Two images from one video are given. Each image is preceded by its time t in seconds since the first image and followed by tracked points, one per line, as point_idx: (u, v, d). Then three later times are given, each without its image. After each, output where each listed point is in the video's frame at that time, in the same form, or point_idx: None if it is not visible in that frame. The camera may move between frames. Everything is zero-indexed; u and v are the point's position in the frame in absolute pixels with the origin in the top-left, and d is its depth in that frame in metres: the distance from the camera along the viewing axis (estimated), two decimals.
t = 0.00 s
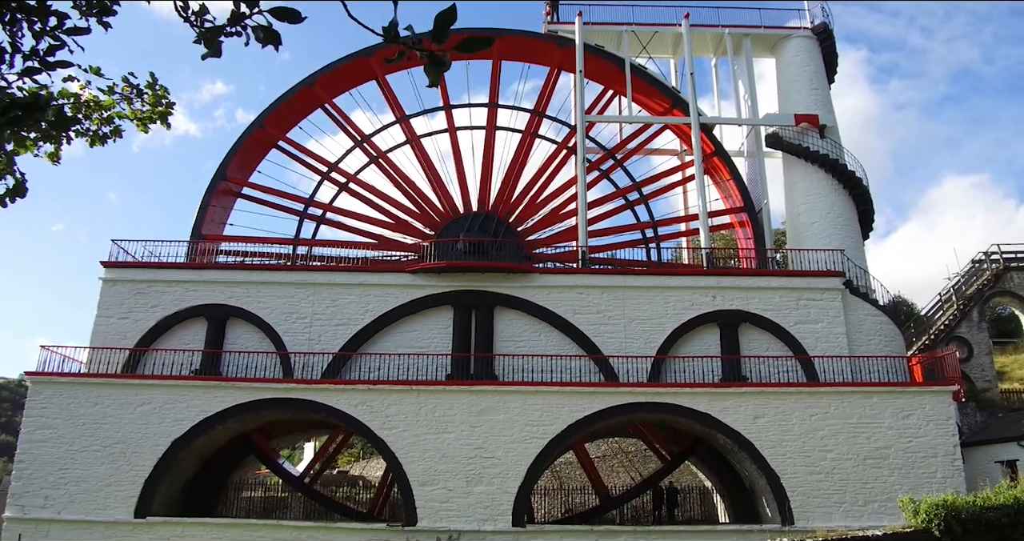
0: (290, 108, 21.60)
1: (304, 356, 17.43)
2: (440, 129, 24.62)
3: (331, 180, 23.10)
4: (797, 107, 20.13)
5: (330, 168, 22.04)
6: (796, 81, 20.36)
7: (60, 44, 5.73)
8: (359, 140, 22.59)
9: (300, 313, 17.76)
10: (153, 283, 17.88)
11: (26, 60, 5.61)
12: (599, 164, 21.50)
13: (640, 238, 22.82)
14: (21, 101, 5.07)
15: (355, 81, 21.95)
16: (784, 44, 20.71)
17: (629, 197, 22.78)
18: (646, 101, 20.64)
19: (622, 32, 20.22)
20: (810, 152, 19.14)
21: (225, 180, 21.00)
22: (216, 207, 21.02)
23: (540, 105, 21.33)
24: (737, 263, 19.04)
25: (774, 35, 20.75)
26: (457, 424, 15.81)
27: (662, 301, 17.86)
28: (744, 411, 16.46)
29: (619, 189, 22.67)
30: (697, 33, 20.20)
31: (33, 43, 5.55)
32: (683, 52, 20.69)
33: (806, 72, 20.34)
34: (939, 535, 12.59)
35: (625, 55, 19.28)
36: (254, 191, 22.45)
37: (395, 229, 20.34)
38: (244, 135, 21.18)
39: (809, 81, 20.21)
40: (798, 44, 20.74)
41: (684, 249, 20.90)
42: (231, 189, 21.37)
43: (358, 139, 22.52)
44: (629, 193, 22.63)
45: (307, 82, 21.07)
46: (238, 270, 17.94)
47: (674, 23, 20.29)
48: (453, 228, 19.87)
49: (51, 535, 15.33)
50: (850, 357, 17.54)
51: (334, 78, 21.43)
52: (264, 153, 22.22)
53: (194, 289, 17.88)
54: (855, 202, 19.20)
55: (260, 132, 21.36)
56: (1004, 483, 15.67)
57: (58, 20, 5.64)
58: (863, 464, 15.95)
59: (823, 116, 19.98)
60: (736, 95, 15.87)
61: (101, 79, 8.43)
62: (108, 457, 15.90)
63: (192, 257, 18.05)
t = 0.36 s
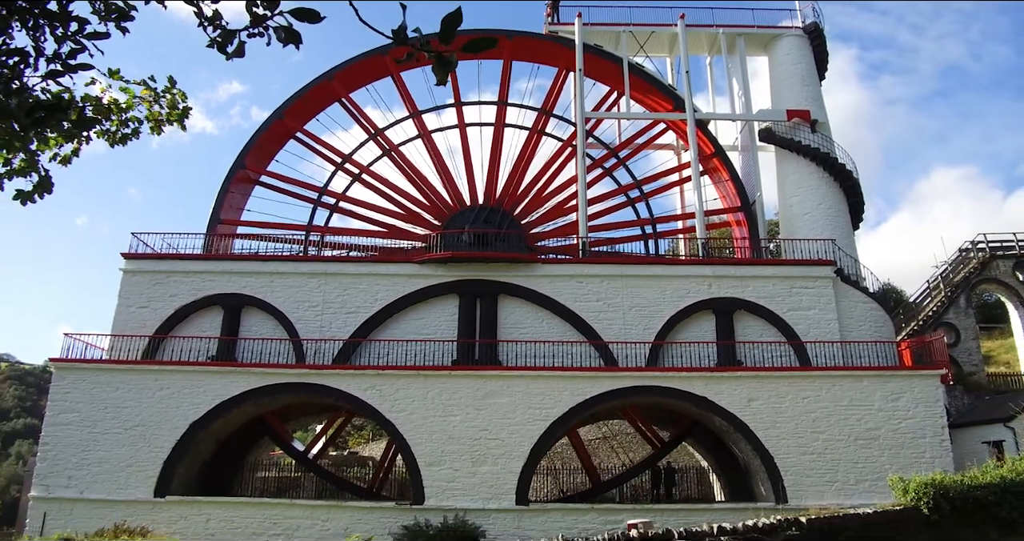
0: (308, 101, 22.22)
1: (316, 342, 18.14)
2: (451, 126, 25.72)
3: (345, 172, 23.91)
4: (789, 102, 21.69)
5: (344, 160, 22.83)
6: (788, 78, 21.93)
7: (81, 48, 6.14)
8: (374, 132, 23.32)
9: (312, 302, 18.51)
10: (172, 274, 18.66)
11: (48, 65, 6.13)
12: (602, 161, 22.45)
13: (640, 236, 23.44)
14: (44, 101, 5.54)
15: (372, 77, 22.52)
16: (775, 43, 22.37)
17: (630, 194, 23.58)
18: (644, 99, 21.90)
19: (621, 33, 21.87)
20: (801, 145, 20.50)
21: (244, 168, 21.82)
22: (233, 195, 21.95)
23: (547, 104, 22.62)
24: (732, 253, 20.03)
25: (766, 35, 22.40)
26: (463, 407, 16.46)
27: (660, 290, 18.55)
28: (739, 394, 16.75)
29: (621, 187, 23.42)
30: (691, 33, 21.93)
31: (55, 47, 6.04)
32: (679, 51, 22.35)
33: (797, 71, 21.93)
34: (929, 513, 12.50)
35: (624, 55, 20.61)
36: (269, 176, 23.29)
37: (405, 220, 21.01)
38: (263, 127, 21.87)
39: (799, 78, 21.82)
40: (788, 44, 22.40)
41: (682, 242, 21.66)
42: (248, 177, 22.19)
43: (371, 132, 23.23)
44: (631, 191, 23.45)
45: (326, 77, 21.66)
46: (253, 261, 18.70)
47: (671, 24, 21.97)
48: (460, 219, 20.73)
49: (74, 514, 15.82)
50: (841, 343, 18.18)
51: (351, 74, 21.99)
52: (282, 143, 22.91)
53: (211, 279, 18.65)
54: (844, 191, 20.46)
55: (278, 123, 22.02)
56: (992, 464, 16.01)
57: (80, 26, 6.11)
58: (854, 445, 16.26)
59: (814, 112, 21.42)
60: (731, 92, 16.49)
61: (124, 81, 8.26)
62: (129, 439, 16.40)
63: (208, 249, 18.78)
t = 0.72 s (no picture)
0: (323, 96, 22.48)
1: (322, 339, 18.42)
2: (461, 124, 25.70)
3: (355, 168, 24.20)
4: (789, 101, 21.92)
5: (354, 154, 23.12)
6: (788, 77, 22.18)
7: (92, 53, 6.38)
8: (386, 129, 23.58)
9: (319, 299, 18.79)
10: (180, 272, 18.97)
11: (60, 69, 6.41)
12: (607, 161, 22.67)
13: (642, 236, 23.62)
14: (54, 104, 5.82)
15: (386, 73, 22.75)
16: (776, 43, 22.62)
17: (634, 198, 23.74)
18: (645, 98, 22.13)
19: (622, 33, 22.16)
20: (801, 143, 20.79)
21: (256, 160, 22.22)
22: (245, 187, 22.34)
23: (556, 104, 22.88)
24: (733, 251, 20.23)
25: (767, 34, 22.65)
26: (468, 402, 16.73)
27: (662, 286, 18.78)
28: (741, 389, 16.98)
29: (626, 189, 23.68)
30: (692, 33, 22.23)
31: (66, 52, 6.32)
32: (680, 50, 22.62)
33: (798, 70, 22.10)
34: (929, 506, 12.66)
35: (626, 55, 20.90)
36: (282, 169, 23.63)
37: (412, 216, 21.29)
38: (277, 120, 22.18)
39: (800, 78, 22.03)
40: (788, 43, 22.65)
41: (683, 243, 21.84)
42: (261, 168, 22.62)
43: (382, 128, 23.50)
44: (636, 194, 23.72)
45: (340, 72, 21.92)
46: (260, 259, 19.00)
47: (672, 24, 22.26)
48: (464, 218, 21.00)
49: (85, 507, 16.12)
50: (841, 338, 18.39)
51: (366, 71, 22.22)
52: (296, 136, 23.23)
53: (219, 277, 18.95)
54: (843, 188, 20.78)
55: (292, 117, 22.32)
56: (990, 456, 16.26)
57: (89, 31, 6.40)
58: (854, 439, 16.48)
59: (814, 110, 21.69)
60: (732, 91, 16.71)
61: (131, 80, 8.61)
62: (139, 434, 16.70)
63: (216, 247, 19.07)
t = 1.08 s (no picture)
0: (335, 91, 22.49)
1: (326, 339, 18.44)
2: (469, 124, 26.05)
3: (364, 166, 24.29)
4: (793, 101, 21.89)
5: (362, 151, 23.19)
6: (792, 76, 22.15)
7: (95, 55, 6.42)
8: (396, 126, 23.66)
9: (323, 299, 18.82)
10: (185, 273, 19.01)
11: (63, 72, 6.44)
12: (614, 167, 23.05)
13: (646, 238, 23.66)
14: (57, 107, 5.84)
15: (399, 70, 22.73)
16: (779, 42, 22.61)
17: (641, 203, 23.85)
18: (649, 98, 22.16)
19: (625, 33, 22.17)
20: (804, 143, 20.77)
21: (265, 152, 22.33)
22: (252, 179, 22.48)
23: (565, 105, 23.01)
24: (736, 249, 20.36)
25: (770, 34, 22.63)
26: (471, 402, 16.73)
27: (665, 286, 18.78)
28: (745, 389, 16.96)
29: (633, 194, 23.74)
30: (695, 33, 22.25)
31: (69, 55, 6.35)
32: (683, 50, 22.62)
33: (801, 70, 22.06)
34: (933, 506, 12.65)
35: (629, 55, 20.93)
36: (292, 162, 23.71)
37: (416, 218, 21.32)
38: (287, 114, 22.22)
39: (804, 78, 22.01)
40: (791, 42, 22.64)
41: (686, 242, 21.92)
42: (270, 161, 22.73)
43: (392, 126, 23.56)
44: (642, 199, 23.76)
45: (352, 68, 21.94)
46: (265, 260, 19.02)
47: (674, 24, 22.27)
48: (468, 218, 21.02)
49: (90, 508, 16.15)
50: (845, 338, 18.36)
51: (379, 67, 22.20)
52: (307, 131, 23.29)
53: (223, 278, 18.98)
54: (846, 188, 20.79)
55: (302, 111, 22.37)
56: (994, 456, 16.24)
57: (93, 34, 6.43)
58: (859, 439, 16.45)
59: (817, 110, 21.68)
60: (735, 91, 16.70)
61: (135, 82, 8.59)
62: (143, 435, 16.73)
63: (220, 249, 19.13)
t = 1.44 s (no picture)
0: (345, 87, 22.46)
1: (329, 340, 18.45)
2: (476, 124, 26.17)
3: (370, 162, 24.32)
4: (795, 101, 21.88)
5: (368, 147, 23.20)
6: (793, 76, 22.14)
7: (96, 57, 6.45)
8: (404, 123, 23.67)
9: (325, 300, 18.84)
10: (187, 274, 19.04)
11: (64, 74, 6.46)
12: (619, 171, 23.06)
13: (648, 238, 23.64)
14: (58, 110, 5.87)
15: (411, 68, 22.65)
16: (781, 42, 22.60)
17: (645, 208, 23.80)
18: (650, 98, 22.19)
19: (626, 33, 22.18)
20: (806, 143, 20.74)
21: (272, 145, 22.37)
22: (259, 171, 22.53)
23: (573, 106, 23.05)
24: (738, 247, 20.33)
25: (772, 34, 22.62)
26: (474, 403, 16.73)
27: (667, 286, 18.77)
28: (747, 389, 16.95)
29: (638, 199, 23.72)
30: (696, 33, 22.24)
31: (71, 57, 6.37)
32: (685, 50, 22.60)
33: (803, 69, 22.03)
34: (936, 506, 12.62)
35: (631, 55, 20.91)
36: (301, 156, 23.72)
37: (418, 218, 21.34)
38: (297, 108, 22.24)
39: (806, 78, 22.00)
40: (793, 42, 22.63)
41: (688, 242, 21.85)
42: (278, 154, 22.78)
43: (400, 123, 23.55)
44: (647, 205, 23.72)
45: (363, 65, 21.90)
46: (268, 261, 19.05)
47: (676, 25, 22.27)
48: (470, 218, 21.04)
49: (93, 508, 16.16)
50: (848, 337, 18.33)
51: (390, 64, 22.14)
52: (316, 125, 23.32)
53: (225, 279, 19.01)
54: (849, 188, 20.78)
55: (312, 105, 22.38)
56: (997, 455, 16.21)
57: (93, 37, 6.44)
58: (862, 439, 16.43)
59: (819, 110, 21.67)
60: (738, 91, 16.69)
61: (138, 84, 8.62)
62: (147, 435, 16.75)
63: (223, 249, 19.18)
